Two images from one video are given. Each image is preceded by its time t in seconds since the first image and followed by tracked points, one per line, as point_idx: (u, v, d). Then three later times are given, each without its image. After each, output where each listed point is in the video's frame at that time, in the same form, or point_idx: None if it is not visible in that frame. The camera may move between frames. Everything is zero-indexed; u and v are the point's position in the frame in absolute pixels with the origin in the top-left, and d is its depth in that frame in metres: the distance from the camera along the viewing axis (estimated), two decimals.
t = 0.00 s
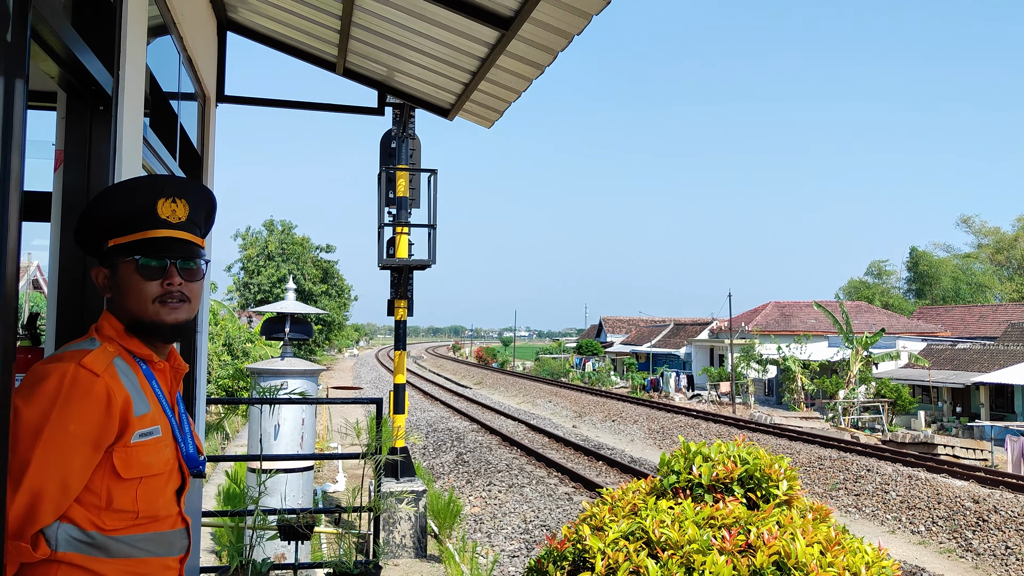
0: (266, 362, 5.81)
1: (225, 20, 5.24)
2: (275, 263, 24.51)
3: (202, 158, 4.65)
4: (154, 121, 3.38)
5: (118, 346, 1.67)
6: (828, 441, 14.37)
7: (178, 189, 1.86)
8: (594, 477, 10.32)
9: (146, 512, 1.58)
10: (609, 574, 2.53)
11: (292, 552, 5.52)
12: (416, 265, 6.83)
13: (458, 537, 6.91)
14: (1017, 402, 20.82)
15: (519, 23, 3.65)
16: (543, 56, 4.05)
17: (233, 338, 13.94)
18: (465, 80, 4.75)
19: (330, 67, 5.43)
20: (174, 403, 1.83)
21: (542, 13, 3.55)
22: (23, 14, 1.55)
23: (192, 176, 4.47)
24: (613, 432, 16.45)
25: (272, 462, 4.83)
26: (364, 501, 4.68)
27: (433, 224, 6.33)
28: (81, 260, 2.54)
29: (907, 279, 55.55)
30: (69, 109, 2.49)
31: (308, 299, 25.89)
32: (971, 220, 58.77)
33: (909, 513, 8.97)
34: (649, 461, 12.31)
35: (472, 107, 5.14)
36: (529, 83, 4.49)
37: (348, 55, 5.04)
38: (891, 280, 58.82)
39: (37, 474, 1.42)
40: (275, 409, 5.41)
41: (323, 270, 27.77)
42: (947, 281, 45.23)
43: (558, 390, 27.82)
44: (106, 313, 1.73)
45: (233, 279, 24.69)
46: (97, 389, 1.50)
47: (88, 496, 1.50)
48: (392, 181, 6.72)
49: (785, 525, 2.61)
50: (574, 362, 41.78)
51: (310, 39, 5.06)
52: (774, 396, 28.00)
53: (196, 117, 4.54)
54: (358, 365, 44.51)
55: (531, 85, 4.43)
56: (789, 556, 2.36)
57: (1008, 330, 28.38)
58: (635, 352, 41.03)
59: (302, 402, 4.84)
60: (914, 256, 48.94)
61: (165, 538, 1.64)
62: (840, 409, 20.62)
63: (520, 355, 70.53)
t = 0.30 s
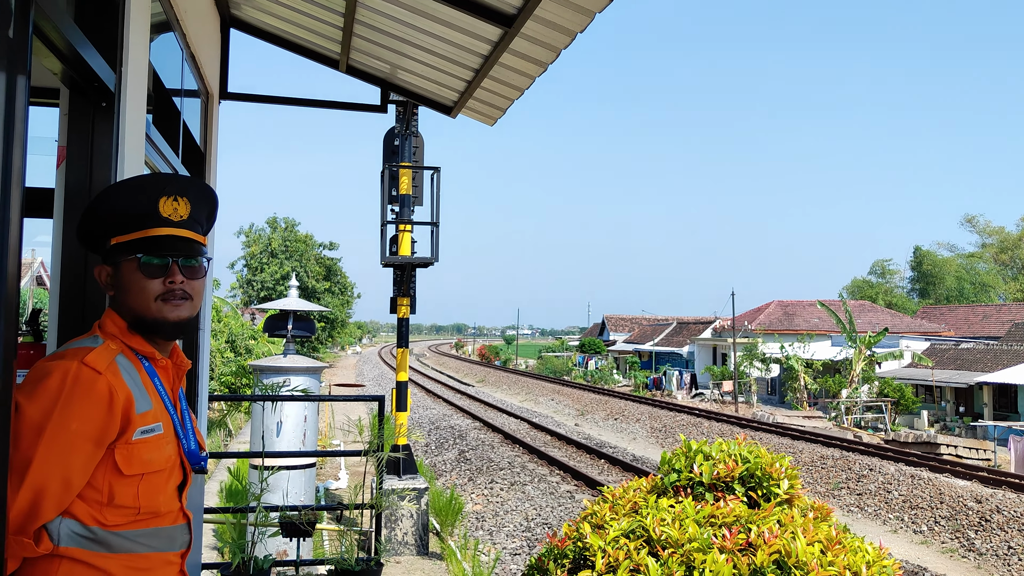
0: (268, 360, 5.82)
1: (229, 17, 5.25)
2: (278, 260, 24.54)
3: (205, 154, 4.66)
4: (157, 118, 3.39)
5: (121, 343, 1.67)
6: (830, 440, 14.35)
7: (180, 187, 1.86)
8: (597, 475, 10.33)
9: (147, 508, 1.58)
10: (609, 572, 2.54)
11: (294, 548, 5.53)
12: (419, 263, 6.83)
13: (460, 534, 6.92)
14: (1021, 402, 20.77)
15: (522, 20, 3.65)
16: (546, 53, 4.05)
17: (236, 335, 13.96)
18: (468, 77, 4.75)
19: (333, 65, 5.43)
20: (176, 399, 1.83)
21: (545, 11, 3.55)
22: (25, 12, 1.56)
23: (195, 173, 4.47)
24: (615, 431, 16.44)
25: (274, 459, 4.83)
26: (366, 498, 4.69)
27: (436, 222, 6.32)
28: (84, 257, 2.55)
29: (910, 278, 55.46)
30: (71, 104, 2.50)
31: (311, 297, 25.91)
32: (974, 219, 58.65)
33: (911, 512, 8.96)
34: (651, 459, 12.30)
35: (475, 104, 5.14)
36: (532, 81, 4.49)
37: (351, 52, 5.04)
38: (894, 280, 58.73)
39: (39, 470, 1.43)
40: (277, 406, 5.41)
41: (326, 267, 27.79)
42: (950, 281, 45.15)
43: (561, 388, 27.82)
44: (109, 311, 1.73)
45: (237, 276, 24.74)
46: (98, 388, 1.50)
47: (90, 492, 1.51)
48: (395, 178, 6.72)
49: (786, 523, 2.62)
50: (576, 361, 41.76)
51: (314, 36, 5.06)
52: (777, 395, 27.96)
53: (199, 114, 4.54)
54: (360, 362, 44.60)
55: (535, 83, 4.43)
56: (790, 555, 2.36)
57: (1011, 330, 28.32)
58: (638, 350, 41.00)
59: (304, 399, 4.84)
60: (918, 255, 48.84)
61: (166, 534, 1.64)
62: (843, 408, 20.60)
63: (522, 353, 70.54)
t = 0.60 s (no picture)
0: (273, 356, 5.83)
1: (235, 13, 5.26)
2: (283, 257, 24.59)
3: (210, 151, 4.67)
4: (162, 114, 3.40)
5: (128, 338, 1.67)
6: (834, 440, 14.32)
7: (186, 184, 1.86)
8: (600, 473, 10.32)
9: (155, 501, 1.59)
10: (611, 570, 2.54)
11: (297, 545, 5.54)
12: (423, 261, 6.84)
13: (463, 531, 6.92)
14: None
15: (527, 18, 3.64)
16: (552, 51, 4.04)
17: (241, 332, 13.99)
18: (473, 75, 4.75)
19: (338, 62, 5.43)
20: (181, 396, 1.83)
21: (550, 9, 3.54)
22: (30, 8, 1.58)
23: (200, 170, 4.48)
24: (619, 429, 16.44)
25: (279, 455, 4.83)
26: (369, 495, 4.70)
27: (441, 220, 6.32)
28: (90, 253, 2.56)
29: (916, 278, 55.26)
30: (77, 101, 2.50)
31: (316, 294, 25.95)
32: (980, 220, 58.47)
33: (915, 513, 8.94)
34: (654, 458, 12.29)
35: (480, 102, 5.13)
36: (538, 79, 4.48)
37: (356, 49, 5.04)
38: (900, 280, 58.55)
39: (50, 462, 1.43)
40: (282, 403, 5.42)
41: (331, 265, 27.83)
42: (956, 281, 45.02)
43: (564, 386, 27.84)
44: (115, 307, 1.73)
45: (242, 273, 24.81)
46: (108, 380, 1.50)
47: (98, 485, 1.51)
48: (399, 176, 6.71)
49: (789, 523, 2.62)
50: (580, 359, 41.76)
51: (319, 34, 5.06)
52: (781, 394, 27.89)
53: (205, 110, 4.55)
54: (365, 359, 44.69)
55: (540, 80, 4.42)
56: (793, 554, 2.36)
57: (1017, 331, 28.20)
58: (642, 349, 40.97)
59: (308, 396, 4.84)
60: (923, 256, 48.67)
61: (172, 527, 1.65)
62: (847, 408, 20.55)
63: (527, 351, 70.55)
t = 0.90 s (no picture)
0: (278, 356, 5.83)
1: (241, 14, 5.27)
2: (288, 257, 24.64)
3: (216, 151, 4.67)
4: (169, 114, 3.40)
5: (131, 335, 1.66)
6: (839, 443, 14.27)
7: (191, 184, 1.86)
8: (604, 475, 10.30)
9: (158, 498, 1.58)
10: (616, 573, 2.53)
11: (301, 545, 5.53)
12: (428, 261, 6.83)
13: (467, 533, 6.91)
14: None
15: (534, 18, 3.63)
16: (558, 51, 4.03)
17: (246, 331, 14.01)
18: (479, 75, 4.74)
19: (344, 62, 5.43)
20: (185, 394, 1.83)
21: (557, 9, 3.53)
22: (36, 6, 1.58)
23: (206, 169, 4.48)
24: (623, 431, 16.40)
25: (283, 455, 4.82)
26: (373, 496, 4.69)
27: (446, 220, 6.31)
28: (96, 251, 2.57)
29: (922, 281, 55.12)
30: (83, 100, 2.51)
31: (321, 294, 25.99)
32: (986, 223, 58.31)
33: (920, 517, 8.89)
34: (659, 460, 12.24)
35: (486, 102, 5.13)
36: (544, 79, 4.47)
37: (362, 50, 5.04)
38: (906, 283, 58.37)
39: (51, 458, 1.42)
40: (286, 402, 5.41)
41: (336, 265, 27.86)
42: (962, 284, 44.86)
43: (569, 388, 27.79)
44: (119, 305, 1.73)
45: (247, 273, 24.84)
46: (110, 376, 1.50)
47: (101, 481, 1.50)
48: (405, 176, 6.71)
49: (794, 527, 2.60)
50: (585, 361, 41.73)
51: (326, 34, 5.06)
52: (786, 397, 27.81)
53: (211, 110, 4.56)
54: (369, 359, 44.67)
55: (546, 81, 4.42)
56: (799, 559, 2.34)
57: None
58: (647, 351, 40.89)
59: (313, 397, 4.83)
60: (929, 259, 48.54)
61: (176, 525, 1.64)
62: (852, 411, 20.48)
63: (531, 352, 70.51)
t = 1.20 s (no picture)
0: (280, 360, 5.83)
1: (246, 18, 5.29)
2: (292, 261, 24.66)
3: (220, 155, 4.69)
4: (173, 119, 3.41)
5: (129, 342, 1.66)
6: (842, 450, 14.23)
7: (198, 193, 1.86)
8: (606, 481, 10.28)
9: (155, 504, 1.58)
10: None
11: (303, 550, 5.53)
12: (431, 266, 6.84)
13: (469, 538, 6.89)
14: None
15: (538, 25, 3.64)
16: (562, 57, 4.04)
17: (249, 335, 14.01)
18: (482, 81, 4.75)
19: (348, 67, 5.45)
20: (184, 401, 1.83)
21: (561, 16, 3.53)
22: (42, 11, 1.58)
23: (210, 173, 4.50)
24: (626, 437, 16.37)
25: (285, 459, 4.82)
26: (375, 500, 4.68)
27: (450, 225, 6.32)
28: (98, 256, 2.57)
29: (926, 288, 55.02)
30: (90, 105, 2.52)
31: (324, 298, 26.00)
32: (990, 230, 58.25)
33: (924, 524, 8.85)
34: (661, 466, 12.21)
35: (489, 108, 5.13)
36: (548, 86, 4.48)
37: (366, 55, 5.06)
38: (910, 289, 58.28)
39: (49, 461, 1.43)
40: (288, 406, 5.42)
41: (339, 269, 27.88)
42: (966, 291, 44.77)
43: (571, 393, 27.75)
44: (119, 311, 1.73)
45: (251, 276, 24.87)
46: (106, 382, 1.49)
47: (98, 487, 1.50)
48: (408, 181, 6.71)
49: (797, 535, 2.59)
50: (587, 366, 41.67)
51: (330, 39, 5.08)
52: (789, 404, 27.73)
53: (215, 114, 4.58)
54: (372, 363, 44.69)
55: (550, 87, 4.43)
56: (801, 567, 2.33)
57: None
58: (649, 356, 40.82)
59: (315, 401, 4.83)
60: (933, 265, 48.47)
61: (175, 530, 1.64)
62: (855, 418, 20.42)
63: (534, 357, 70.47)
